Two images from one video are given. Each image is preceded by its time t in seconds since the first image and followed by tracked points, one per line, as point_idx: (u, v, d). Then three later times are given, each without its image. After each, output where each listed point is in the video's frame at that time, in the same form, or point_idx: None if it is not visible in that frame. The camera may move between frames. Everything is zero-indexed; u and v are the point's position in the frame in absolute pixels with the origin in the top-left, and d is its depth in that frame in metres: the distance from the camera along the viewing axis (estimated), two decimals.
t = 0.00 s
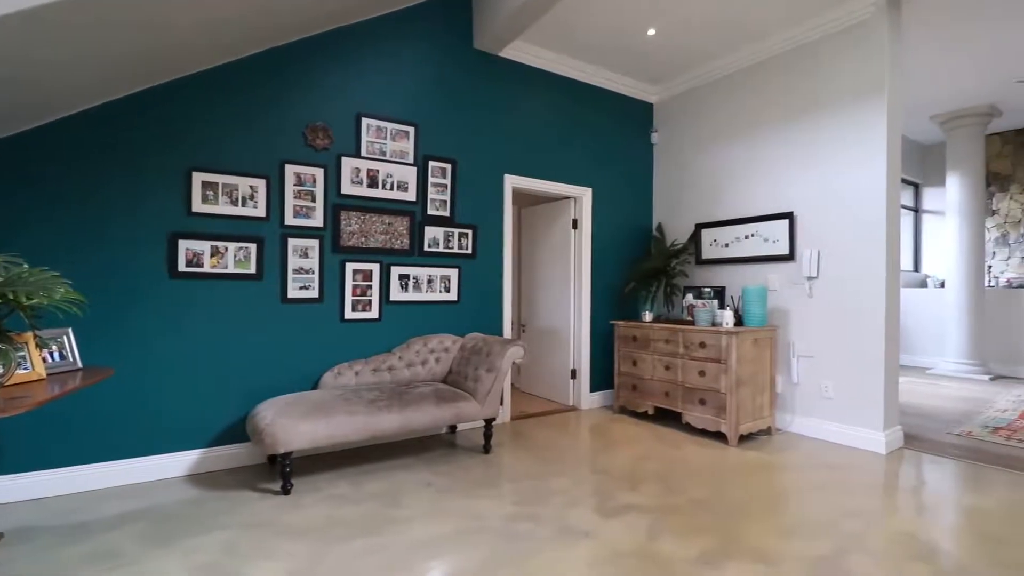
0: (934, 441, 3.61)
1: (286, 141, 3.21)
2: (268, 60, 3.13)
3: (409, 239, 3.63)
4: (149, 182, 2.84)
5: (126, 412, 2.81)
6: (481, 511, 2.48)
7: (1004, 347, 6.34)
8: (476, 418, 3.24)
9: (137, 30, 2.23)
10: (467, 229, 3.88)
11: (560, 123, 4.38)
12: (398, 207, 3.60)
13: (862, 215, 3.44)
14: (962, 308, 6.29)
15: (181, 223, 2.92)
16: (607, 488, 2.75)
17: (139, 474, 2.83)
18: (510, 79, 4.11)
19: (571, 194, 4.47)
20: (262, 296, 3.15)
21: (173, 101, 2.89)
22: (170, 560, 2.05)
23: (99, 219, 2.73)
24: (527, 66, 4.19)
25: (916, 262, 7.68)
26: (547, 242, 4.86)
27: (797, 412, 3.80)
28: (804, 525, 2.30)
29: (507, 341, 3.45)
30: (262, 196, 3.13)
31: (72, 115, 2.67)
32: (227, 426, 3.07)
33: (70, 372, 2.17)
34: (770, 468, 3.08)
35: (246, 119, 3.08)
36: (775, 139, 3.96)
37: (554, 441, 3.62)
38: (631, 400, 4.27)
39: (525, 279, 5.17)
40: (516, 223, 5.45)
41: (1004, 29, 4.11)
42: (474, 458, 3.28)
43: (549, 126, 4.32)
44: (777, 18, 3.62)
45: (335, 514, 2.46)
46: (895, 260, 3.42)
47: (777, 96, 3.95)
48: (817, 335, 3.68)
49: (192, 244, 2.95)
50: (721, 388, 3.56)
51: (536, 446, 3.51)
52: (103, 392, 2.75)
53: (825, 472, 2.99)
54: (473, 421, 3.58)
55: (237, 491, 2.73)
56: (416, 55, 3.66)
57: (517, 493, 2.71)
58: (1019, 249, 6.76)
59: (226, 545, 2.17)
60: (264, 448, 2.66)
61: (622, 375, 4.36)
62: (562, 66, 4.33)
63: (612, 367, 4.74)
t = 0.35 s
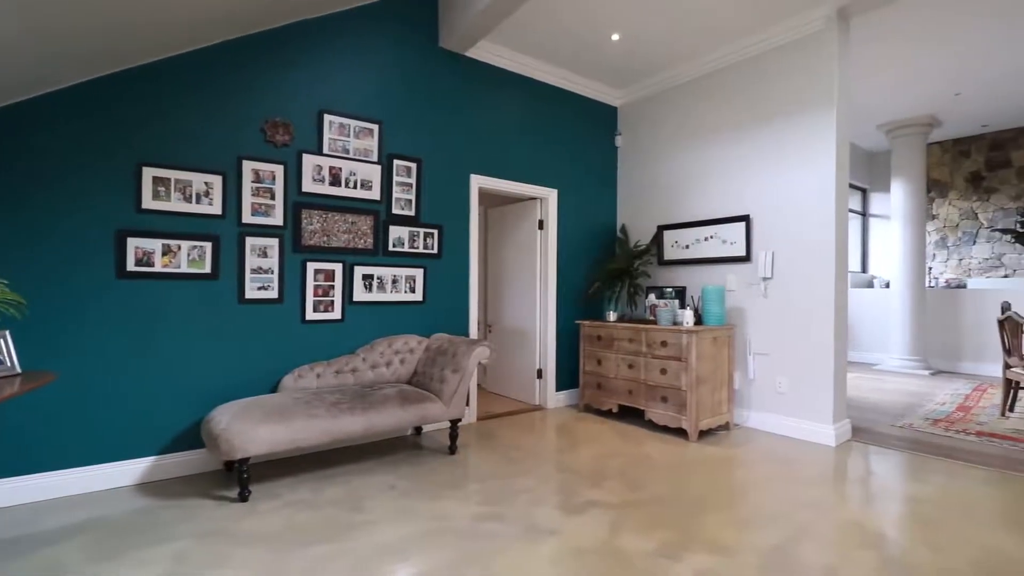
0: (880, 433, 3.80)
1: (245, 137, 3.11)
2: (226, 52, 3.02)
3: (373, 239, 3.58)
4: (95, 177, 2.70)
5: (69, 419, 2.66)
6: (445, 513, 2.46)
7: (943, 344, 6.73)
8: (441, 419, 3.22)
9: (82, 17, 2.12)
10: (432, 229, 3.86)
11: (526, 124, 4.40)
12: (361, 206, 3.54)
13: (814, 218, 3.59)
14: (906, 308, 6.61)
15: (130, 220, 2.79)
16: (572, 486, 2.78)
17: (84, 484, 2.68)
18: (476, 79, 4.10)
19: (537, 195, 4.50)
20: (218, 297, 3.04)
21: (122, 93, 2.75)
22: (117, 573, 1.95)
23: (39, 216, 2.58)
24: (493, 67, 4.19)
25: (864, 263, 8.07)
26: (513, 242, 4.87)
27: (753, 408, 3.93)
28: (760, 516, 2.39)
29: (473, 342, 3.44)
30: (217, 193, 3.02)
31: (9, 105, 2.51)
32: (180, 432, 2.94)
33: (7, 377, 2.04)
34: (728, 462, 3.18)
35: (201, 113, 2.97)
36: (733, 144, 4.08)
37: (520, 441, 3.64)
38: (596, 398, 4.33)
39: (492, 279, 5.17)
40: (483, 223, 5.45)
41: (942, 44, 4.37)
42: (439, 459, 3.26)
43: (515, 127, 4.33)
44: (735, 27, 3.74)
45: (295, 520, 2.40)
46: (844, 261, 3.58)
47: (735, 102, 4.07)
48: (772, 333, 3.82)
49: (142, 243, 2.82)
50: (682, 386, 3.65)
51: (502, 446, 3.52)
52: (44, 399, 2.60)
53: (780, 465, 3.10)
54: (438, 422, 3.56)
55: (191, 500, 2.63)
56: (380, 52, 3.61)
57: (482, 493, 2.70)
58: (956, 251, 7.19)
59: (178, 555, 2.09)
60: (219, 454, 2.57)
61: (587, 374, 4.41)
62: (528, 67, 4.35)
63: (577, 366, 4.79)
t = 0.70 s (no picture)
0: (832, 427, 3.97)
1: (202, 131, 3.01)
2: (182, 42, 2.91)
3: (337, 237, 3.51)
4: (38, 171, 2.56)
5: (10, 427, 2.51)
6: (412, 513, 2.44)
7: (890, 340, 7.08)
8: (407, 420, 3.19)
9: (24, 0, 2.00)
10: (399, 227, 3.82)
11: (493, 124, 4.41)
12: (325, 204, 3.47)
13: (771, 220, 3.72)
14: (855, 306, 6.94)
15: (77, 216, 2.66)
16: (538, 483, 2.81)
17: (25, 495, 2.53)
18: (442, 78, 4.08)
19: (505, 195, 4.51)
20: (174, 297, 2.93)
21: (68, 83, 2.62)
22: None
23: None
24: (460, 65, 4.17)
25: (818, 264, 8.41)
26: (481, 242, 4.87)
27: (714, 404, 4.05)
28: (719, 507, 2.47)
29: (440, 341, 3.42)
30: (172, 189, 2.91)
31: None
32: (132, 438, 2.82)
33: None
34: (690, 456, 3.27)
35: (155, 105, 2.85)
36: (695, 147, 4.19)
37: (487, 440, 3.64)
38: (562, 397, 4.37)
39: (459, 279, 5.16)
40: (450, 222, 5.42)
41: (889, 56, 4.59)
42: (406, 460, 3.23)
43: (482, 127, 4.33)
44: (697, 34, 3.84)
45: (256, 526, 2.34)
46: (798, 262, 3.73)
47: (697, 106, 4.18)
48: (731, 331, 3.94)
49: (90, 240, 2.69)
50: (646, 383, 3.73)
51: (469, 445, 3.52)
52: None
53: (739, 459, 3.20)
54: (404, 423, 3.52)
55: (143, 508, 2.52)
56: (345, 47, 3.55)
57: (449, 493, 2.69)
58: (902, 253, 7.58)
59: (130, 566, 2.00)
60: (174, 460, 2.47)
61: (553, 373, 4.45)
62: (495, 67, 4.36)
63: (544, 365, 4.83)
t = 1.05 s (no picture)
0: (788, 422, 4.13)
1: (156, 126, 2.89)
2: (134, 33, 2.79)
3: (300, 236, 3.44)
4: None
5: None
6: (377, 516, 2.41)
7: (842, 338, 7.40)
8: (373, 422, 3.15)
9: None
10: (364, 227, 3.76)
11: (460, 124, 4.40)
12: (287, 202, 3.39)
13: (730, 222, 3.84)
14: (810, 306, 7.23)
15: (18, 213, 2.51)
16: (505, 483, 2.81)
17: None
18: (409, 77, 4.05)
19: (473, 195, 4.51)
20: (125, 298, 2.80)
21: (9, 71, 2.47)
22: None
23: None
24: (427, 65, 4.15)
25: (775, 265, 8.72)
26: (448, 242, 4.85)
27: (677, 402, 4.14)
28: (681, 502, 2.53)
29: (406, 343, 3.39)
30: (123, 185, 2.78)
31: None
32: (80, 446, 2.69)
33: None
34: (654, 453, 3.34)
35: (105, 98, 2.73)
36: (658, 150, 4.28)
37: (454, 441, 3.62)
38: (529, 397, 4.39)
39: (426, 279, 5.12)
40: (417, 223, 5.38)
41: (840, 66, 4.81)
42: (371, 463, 3.19)
43: (449, 127, 4.32)
44: (661, 40, 3.93)
45: (213, 534, 2.26)
46: (757, 263, 3.86)
47: (660, 111, 4.28)
48: (693, 331, 4.04)
49: (33, 238, 2.54)
50: (611, 382, 3.79)
51: (436, 447, 3.49)
52: None
53: (700, 454, 3.29)
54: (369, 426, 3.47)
55: (92, 519, 2.41)
56: (308, 43, 3.48)
57: (415, 495, 2.67)
58: (853, 255, 7.94)
59: None
60: (124, 468, 2.37)
61: (521, 373, 4.47)
62: (463, 67, 4.35)
63: (512, 365, 4.84)
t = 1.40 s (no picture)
0: (748, 416, 4.26)
1: (106, 117, 2.76)
2: (82, 19, 2.66)
3: (261, 234, 3.34)
4: None
5: None
6: (341, 519, 2.37)
7: (800, 335, 7.68)
8: (337, 424, 3.09)
9: None
10: (328, 225, 3.69)
11: (428, 122, 4.36)
12: (247, 199, 3.29)
13: (693, 223, 3.93)
14: (770, 304, 7.47)
15: None
16: (472, 482, 2.81)
17: None
18: (375, 73, 3.99)
19: (441, 193, 4.48)
20: (73, 298, 2.67)
21: None
22: None
23: None
24: (393, 61, 4.10)
25: (737, 265, 8.97)
26: (416, 241, 4.80)
27: (643, 398, 4.22)
28: (645, 496, 2.58)
29: (371, 342, 3.34)
30: (70, 179, 2.65)
31: None
32: (22, 455, 2.54)
33: None
34: (620, 449, 3.39)
35: (50, 86, 2.59)
36: (624, 151, 4.35)
37: (422, 441, 3.59)
38: (498, 395, 4.39)
39: (393, 278, 5.06)
40: (383, 221, 5.30)
41: (797, 73, 4.98)
42: (336, 465, 3.13)
43: (416, 124, 4.27)
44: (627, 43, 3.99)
45: (168, 542, 2.18)
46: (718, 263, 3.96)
47: (626, 113, 4.34)
48: (658, 329, 4.12)
49: None
50: (578, 380, 3.83)
51: (403, 447, 3.46)
52: None
53: (664, 450, 3.36)
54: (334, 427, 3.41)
55: (37, 530, 2.28)
56: (270, 35, 3.39)
57: (381, 496, 2.63)
58: (809, 255, 8.25)
59: None
60: (71, 476, 2.25)
61: (489, 372, 4.47)
62: (430, 64, 4.32)
63: (480, 364, 4.83)
